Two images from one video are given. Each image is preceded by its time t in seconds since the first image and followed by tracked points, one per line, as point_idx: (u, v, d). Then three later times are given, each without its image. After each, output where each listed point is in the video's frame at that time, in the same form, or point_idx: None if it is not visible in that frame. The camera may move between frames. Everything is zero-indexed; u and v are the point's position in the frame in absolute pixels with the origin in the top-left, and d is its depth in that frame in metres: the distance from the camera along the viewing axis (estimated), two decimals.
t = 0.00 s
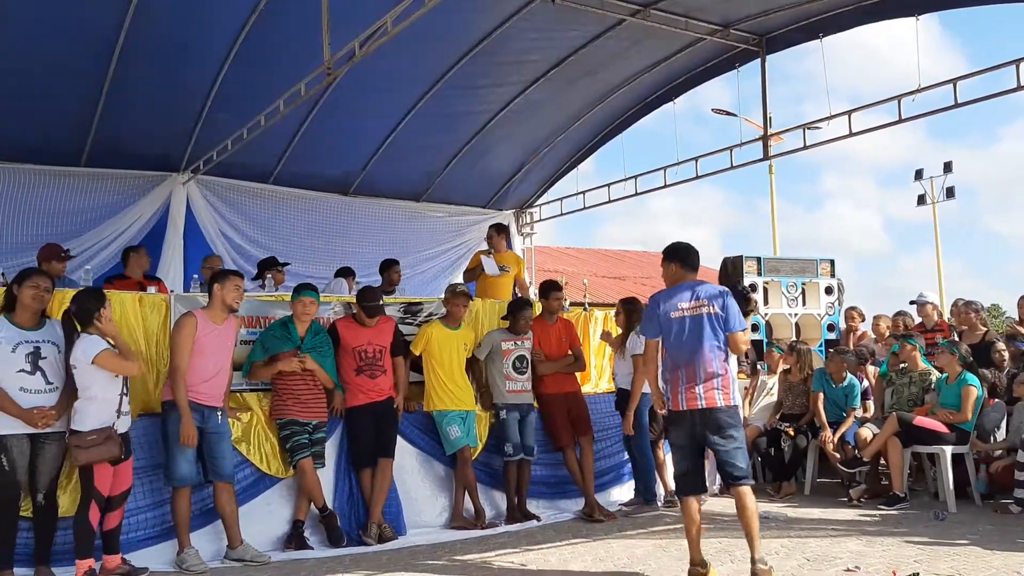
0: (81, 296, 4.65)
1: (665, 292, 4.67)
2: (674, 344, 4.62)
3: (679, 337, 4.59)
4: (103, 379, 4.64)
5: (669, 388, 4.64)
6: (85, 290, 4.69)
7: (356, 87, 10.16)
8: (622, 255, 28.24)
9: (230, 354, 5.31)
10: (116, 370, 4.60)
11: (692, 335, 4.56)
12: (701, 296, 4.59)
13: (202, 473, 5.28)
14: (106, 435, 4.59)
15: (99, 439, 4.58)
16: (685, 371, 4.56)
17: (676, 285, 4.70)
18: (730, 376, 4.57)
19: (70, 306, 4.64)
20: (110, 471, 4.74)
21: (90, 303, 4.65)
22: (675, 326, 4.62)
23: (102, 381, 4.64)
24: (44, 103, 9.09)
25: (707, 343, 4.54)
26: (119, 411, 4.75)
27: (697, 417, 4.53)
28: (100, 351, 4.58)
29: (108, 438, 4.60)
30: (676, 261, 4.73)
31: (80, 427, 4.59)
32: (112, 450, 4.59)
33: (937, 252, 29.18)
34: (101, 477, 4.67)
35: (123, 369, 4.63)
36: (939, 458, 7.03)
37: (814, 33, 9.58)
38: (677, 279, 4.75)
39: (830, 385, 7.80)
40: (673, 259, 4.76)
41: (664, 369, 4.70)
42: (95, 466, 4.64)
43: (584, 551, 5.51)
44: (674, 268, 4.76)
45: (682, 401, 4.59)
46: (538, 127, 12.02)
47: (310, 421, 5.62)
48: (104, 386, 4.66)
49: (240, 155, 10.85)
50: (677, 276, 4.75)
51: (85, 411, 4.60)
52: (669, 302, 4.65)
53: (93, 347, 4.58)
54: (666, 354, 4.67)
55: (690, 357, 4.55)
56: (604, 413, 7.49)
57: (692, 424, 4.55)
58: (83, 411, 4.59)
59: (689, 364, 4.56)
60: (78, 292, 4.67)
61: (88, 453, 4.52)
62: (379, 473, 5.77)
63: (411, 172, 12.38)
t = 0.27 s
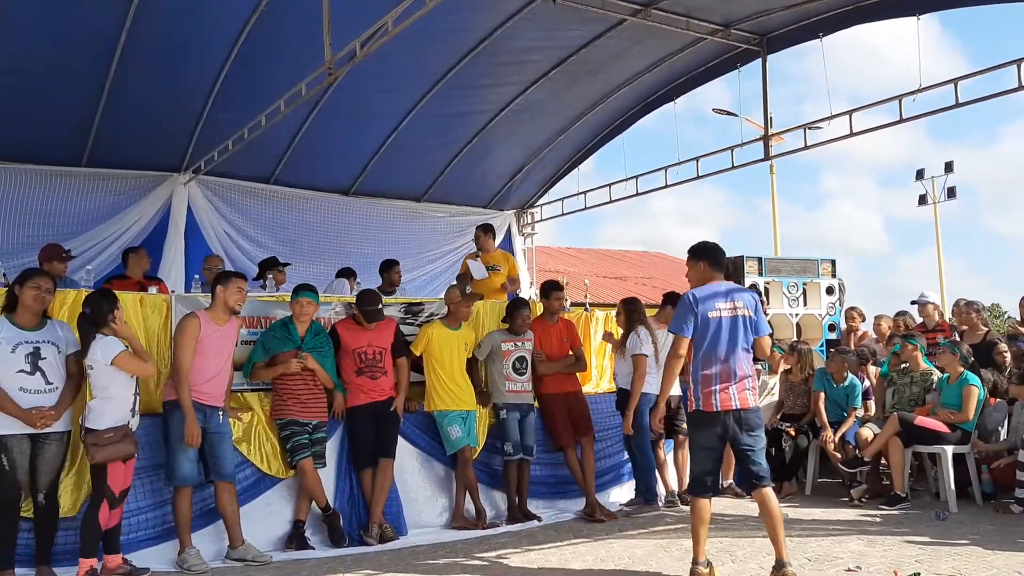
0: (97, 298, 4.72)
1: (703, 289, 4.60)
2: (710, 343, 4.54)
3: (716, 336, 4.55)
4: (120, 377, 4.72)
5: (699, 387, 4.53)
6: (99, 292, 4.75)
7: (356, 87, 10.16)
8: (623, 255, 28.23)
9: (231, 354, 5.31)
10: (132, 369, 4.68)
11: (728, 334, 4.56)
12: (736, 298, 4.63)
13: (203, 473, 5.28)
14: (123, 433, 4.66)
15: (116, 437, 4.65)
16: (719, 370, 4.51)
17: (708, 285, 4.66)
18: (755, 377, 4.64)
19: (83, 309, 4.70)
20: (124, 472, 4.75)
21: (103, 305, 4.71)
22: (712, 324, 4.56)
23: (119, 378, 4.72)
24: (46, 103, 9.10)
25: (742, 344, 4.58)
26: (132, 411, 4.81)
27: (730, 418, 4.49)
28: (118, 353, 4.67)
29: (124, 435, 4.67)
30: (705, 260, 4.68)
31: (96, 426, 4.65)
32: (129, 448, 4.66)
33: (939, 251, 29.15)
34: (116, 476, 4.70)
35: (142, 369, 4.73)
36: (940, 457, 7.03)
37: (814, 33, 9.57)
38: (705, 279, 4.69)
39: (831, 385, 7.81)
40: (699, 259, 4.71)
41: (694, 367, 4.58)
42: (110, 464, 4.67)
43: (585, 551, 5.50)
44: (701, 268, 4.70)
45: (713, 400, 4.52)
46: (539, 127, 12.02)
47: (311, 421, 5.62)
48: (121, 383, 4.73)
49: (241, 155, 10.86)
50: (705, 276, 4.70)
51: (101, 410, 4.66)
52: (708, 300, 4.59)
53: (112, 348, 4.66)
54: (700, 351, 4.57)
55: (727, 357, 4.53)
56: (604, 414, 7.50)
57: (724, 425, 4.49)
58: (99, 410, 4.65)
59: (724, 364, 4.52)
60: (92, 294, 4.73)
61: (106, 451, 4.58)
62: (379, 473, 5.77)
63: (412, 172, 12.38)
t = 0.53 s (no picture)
0: (110, 302, 4.77)
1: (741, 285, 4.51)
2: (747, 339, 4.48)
3: (754, 333, 4.49)
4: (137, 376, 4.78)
5: (736, 382, 4.45)
6: (111, 296, 4.80)
7: (357, 87, 10.16)
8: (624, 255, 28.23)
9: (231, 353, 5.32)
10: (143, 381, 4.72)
11: (763, 331, 4.52)
12: (766, 295, 4.61)
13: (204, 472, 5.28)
14: (143, 431, 4.72)
15: (136, 434, 4.70)
16: (755, 366, 4.46)
17: (741, 282, 4.58)
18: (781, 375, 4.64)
19: (98, 313, 4.75)
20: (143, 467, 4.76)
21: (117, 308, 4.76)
22: (749, 321, 4.50)
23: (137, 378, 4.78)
24: (47, 103, 9.10)
25: (774, 342, 4.57)
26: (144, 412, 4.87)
27: (765, 416, 4.45)
28: (132, 359, 4.72)
29: (143, 433, 4.73)
30: (733, 258, 4.61)
31: (115, 425, 4.70)
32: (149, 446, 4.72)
33: (940, 251, 29.13)
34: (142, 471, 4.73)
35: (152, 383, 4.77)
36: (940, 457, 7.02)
37: (816, 33, 9.57)
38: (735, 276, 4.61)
39: (832, 384, 7.82)
40: (726, 257, 4.62)
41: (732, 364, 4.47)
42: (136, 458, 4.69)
43: (586, 551, 5.51)
44: (730, 265, 4.61)
45: (749, 397, 4.45)
46: (540, 127, 12.02)
47: (311, 421, 5.62)
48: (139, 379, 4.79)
49: (242, 155, 10.86)
50: (734, 274, 4.61)
51: (117, 410, 4.72)
52: (746, 297, 4.51)
53: (127, 352, 4.72)
54: (740, 347, 4.47)
55: (762, 354, 4.49)
56: (605, 415, 7.51)
57: (759, 423, 4.44)
58: (116, 410, 4.71)
59: (759, 361, 4.48)
60: (105, 298, 4.78)
61: (127, 448, 4.63)
62: (381, 473, 5.77)
63: (412, 172, 12.39)
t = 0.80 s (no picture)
0: (110, 302, 4.65)
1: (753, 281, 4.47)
2: (758, 336, 4.46)
3: (764, 329, 4.47)
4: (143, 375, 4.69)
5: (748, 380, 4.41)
6: (109, 296, 4.67)
7: (349, 87, 10.14)
8: (615, 255, 28.28)
9: (220, 353, 5.30)
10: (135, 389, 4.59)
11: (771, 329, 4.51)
12: (772, 292, 4.61)
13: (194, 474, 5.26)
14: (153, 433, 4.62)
15: (146, 435, 4.59)
16: (766, 364, 4.47)
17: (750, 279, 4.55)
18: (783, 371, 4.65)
19: (97, 315, 4.62)
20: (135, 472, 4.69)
21: (117, 310, 4.65)
22: (760, 318, 4.48)
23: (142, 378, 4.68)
24: (36, 103, 9.05)
25: (779, 339, 4.57)
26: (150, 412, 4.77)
27: (773, 414, 4.45)
28: (132, 362, 4.60)
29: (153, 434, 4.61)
30: (739, 255, 4.57)
31: (119, 428, 4.61)
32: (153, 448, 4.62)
33: (929, 251, 29.27)
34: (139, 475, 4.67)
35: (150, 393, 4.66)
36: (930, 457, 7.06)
37: (806, 34, 9.60)
38: (742, 273, 4.57)
39: (822, 385, 7.86)
40: (732, 255, 4.59)
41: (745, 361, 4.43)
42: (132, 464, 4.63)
43: (578, 551, 5.51)
44: (736, 262, 4.58)
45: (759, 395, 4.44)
46: (531, 127, 12.02)
47: (302, 422, 5.60)
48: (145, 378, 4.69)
49: (233, 155, 10.82)
50: (741, 271, 4.58)
51: (122, 411, 4.63)
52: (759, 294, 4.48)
53: (129, 355, 4.60)
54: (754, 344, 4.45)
55: (771, 351, 4.50)
56: (597, 414, 7.53)
57: (767, 420, 4.44)
58: (120, 412, 4.62)
59: (769, 358, 4.48)
60: (104, 299, 4.64)
61: (141, 449, 4.53)
62: (372, 473, 5.76)
63: (403, 172, 12.37)
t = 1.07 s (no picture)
0: (117, 301, 4.59)
1: (759, 279, 4.42)
2: (767, 335, 4.41)
3: (771, 330, 4.42)
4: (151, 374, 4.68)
5: (756, 382, 4.36)
6: (116, 295, 4.62)
7: (349, 85, 10.11)
8: (617, 255, 28.23)
9: (219, 353, 5.26)
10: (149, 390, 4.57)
11: (780, 328, 4.47)
12: (780, 291, 4.56)
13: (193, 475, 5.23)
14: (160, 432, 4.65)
15: (152, 436, 4.62)
16: (775, 366, 4.42)
17: (756, 277, 4.50)
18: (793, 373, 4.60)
19: (105, 314, 4.56)
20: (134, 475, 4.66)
21: (125, 310, 4.60)
22: (768, 318, 4.43)
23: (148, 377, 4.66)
24: (37, 102, 9.03)
25: (787, 340, 4.52)
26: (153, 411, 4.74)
27: (783, 417, 4.39)
28: (141, 361, 4.57)
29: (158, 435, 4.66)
30: (744, 253, 4.51)
31: (126, 428, 4.57)
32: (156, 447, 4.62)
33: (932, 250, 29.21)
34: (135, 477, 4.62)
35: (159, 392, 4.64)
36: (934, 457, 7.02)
37: (809, 32, 9.55)
38: (748, 271, 4.52)
39: (826, 385, 7.76)
40: (739, 251, 4.54)
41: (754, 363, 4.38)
42: (132, 466, 4.59)
43: (580, 552, 5.47)
44: (740, 260, 4.53)
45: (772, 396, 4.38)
46: (533, 126, 11.98)
47: (301, 423, 5.57)
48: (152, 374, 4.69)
49: (234, 154, 10.80)
50: (748, 268, 4.52)
51: (128, 411, 4.58)
52: (767, 293, 4.43)
53: (138, 354, 4.57)
54: (761, 344, 4.40)
55: (779, 353, 4.45)
56: (598, 414, 7.45)
57: (779, 422, 4.38)
58: (127, 412, 4.57)
59: (778, 360, 4.44)
60: (112, 298, 4.59)
61: (147, 450, 4.58)
62: (372, 474, 5.72)
63: (404, 171, 12.34)
